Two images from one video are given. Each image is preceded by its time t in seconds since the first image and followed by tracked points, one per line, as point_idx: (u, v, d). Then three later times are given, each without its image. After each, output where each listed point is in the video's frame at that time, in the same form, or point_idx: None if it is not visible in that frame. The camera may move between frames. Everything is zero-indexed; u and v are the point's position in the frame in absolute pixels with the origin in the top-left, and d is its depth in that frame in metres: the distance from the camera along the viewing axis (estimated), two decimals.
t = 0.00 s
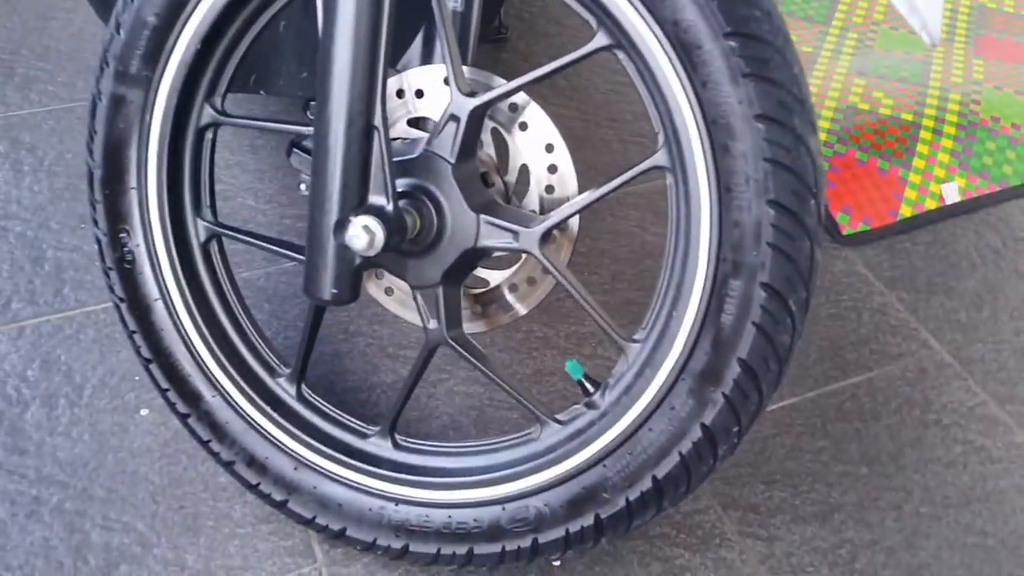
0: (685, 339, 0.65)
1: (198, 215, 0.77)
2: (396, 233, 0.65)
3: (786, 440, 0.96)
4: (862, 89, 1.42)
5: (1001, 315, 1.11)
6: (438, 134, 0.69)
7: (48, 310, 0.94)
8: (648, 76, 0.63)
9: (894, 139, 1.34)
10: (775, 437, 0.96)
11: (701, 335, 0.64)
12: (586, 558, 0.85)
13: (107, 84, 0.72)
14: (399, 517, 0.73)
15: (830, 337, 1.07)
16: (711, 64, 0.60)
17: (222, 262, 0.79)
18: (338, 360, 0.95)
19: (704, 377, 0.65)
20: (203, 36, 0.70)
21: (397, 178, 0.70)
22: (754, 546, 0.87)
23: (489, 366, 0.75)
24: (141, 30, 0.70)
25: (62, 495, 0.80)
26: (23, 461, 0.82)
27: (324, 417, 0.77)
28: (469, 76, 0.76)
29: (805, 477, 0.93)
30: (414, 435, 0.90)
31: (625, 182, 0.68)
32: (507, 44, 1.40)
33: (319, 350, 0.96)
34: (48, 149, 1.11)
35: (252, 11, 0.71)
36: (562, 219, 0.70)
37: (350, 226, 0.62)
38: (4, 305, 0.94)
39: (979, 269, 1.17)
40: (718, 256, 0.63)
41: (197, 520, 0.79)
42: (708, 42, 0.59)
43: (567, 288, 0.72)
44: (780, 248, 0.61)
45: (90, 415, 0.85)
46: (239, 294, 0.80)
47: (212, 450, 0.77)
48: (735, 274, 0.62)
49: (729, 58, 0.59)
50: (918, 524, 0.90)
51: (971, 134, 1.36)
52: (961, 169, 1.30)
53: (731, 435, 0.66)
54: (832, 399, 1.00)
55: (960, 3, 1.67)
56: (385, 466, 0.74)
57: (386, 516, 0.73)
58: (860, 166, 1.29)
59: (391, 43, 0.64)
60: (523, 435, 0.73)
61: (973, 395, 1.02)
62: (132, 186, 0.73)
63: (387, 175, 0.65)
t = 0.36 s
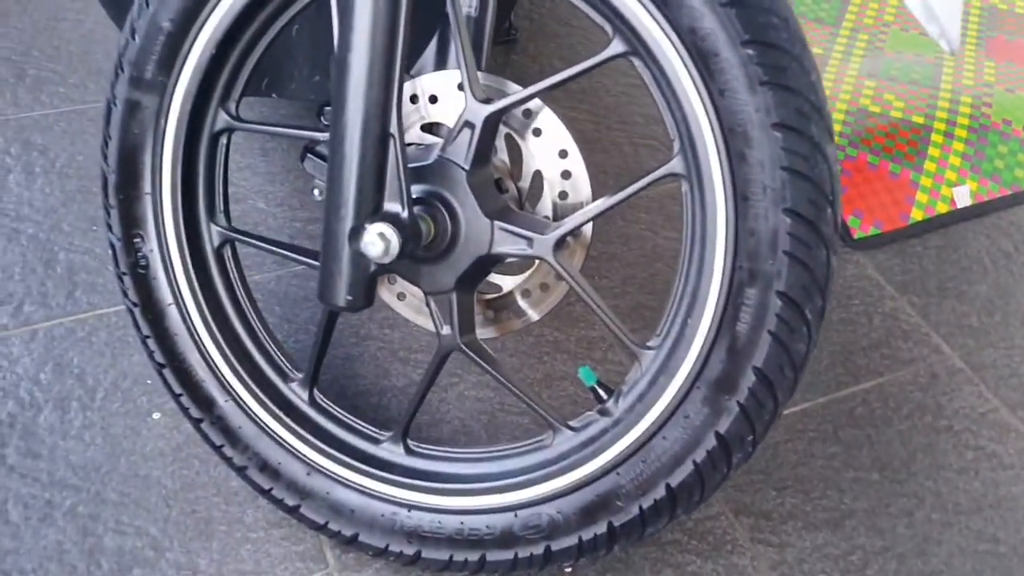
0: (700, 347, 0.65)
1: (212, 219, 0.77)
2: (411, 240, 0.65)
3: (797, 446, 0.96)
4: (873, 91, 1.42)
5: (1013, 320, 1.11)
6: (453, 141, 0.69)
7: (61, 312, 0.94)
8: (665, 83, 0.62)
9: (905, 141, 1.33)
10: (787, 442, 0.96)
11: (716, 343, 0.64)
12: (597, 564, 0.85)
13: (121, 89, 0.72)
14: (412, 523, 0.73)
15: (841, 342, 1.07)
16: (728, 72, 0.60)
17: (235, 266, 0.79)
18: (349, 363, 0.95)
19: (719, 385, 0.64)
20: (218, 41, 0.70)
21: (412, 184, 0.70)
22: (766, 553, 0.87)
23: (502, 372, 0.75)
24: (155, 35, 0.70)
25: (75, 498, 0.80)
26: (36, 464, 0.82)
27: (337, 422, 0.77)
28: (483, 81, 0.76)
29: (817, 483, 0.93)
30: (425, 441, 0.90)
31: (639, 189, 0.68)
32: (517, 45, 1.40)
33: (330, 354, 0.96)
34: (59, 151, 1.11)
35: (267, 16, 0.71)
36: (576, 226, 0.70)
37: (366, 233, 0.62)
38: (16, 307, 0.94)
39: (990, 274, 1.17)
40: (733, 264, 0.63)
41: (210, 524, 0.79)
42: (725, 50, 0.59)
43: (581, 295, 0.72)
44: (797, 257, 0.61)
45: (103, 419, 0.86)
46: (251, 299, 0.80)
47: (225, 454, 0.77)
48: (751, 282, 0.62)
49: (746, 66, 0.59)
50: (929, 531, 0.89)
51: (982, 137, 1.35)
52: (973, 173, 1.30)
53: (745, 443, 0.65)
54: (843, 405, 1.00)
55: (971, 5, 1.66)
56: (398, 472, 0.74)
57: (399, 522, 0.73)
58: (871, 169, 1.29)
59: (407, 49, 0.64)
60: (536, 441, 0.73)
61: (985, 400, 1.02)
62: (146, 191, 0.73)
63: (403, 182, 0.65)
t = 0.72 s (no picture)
0: (705, 370, 0.65)
1: (218, 237, 0.77)
2: (416, 262, 0.65)
3: (801, 462, 0.96)
4: (878, 102, 1.41)
5: (1018, 334, 1.11)
6: (458, 162, 0.69)
7: (68, 327, 0.94)
8: (670, 107, 0.63)
9: (910, 153, 1.33)
10: (791, 458, 0.96)
11: (720, 366, 0.64)
12: None
13: (128, 109, 0.72)
14: (416, 542, 0.73)
15: (846, 357, 1.07)
16: (733, 97, 0.60)
17: (241, 284, 0.79)
18: (354, 378, 0.95)
19: (723, 408, 0.64)
20: (225, 62, 0.70)
21: (416, 204, 0.70)
22: (769, 570, 0.87)
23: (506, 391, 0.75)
24: (163, 56, 0.70)
25: (81, 515, 0.80)
26: (43, 480, 0.82)
27: (341, 440, 0.77)
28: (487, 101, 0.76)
29: (821, 500, 0.93)
30: (430, 456, 0.91)
31: (644, 211, 0.68)
32: (523, 55, 1.40)
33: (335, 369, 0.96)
34: (66, 163, 1.11)
35: (273, 37, 0.71)
36: (581, 247, 0.70)
37: (371, 256, 0.63)
38: (23, 321, 0.95)
39: (995, 288, 1.17)
40: (738, 287, 0.63)
41: (215, 541, 0.79)
42: (730, 76, 0.59)
43: (585, 315, 0.72)
44: (802, 281, 0.61)
45: (109, 434, 0.86)
46: (257, 316, 0.80)
47: (230, 472, 0.77)
48: (756, 306, 0.62)
49: (751, 92, 0.59)
50: (934, 549, 0.89)
51: (987, 148, 1.35)
52: (978, 185, 1.29)
53: (750, 465, 0.66)
54: (848, 420, 1.00)
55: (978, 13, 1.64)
56: (402, 491, 0.75)
57: (403, 541, 0.73)
58: (876, 182, 1.28)
59: (413, 72, 0.64)
60: (540, 460, 0.74)
61: (990, 416, 1.01)
62: (153, 210, 0.74)
63: (408, 204, 0.65)
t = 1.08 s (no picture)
0: (707, 399, 0.64)
1: (220, 261, 0.77)
2: (418, 290, 0.65)
3: (804, 484, 0.96)
4: (882, 116, 1.41)
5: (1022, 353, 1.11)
6: (460, 188, 0.69)
7: (71, 346, 0.95)
8: (672, 137, 0.62)
9: (914, 169, 1.33)
10: (794, 480, 0.96)
11: (722, 395, 0.64)
12: None
13: (131, 134, 0.72)
14: (417, 568, 0.73)
15: (849, 376, 1.06)
16: (735, 129, 0.59)
17: (243, 307, 0.79)
18: (355, 397, 0.95)
19: (726, 438, 0.64)
20: (228, 88, 0.70)
21: (419, 231, 0.70)
22: None
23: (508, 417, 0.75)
24: (166, 82, 0.70)
25: (83, 538, 0.80)
26: (45, 502, 0.82)
27: (342, 465, 0.77)
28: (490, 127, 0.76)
29: (824, 522, 0.93)
30: (432, 478, 0.90)
31: (646, 238, 0.68)
32: (526, 69, 1.39)
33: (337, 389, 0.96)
34: (70, 180, 1.12)
35: (276, 63, 0.71)
36: (583, 274, 0.70)
37: (373, 284, 0.62)
38: (26, 341, 0.95)
39: (999, 306, 1.17)
40: (740, 317, 0.63)
41: (216, 565, 0.79)
42: (732, 107, 0.59)
43: (587, 342, 0.72)
44: (804, 312, 0.61)
45: (111, 456, 0.86)
46: (259, 339, 0.80)
47: (231, 496, 0.77)
48: (758, 336, 0.62)
49: (754, 123, 0.59)
50: (937, 572, 0.89)
51: (992, 164, 1.34)
52: (983, 201, 1.29)
53: (752, 495, 0.65)
54: (851, 441, 1.00)
55: (983, 26, 1.63)
56: (404, 516, 0.74)
57: (404, 567, 0.73)
58: (880, 198, 1.28)
59: (415, 101, 0.64)
60: (542, 486, 0.73)
61: (994, 436, 1.01)
62: (155, 235, 0.74)
63: (410, 232, 0.65)
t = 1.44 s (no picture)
0: (703, 433, 0.64)
1: (217, 290, 0.77)
2: (413, 322, 0.65)
3: (804, 508, 0.95)
4: (882, 134, 1.41)
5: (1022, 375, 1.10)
6: (456, 220, 0.69)
7: (69, 371, 0.95)
8: (666, 170, 0.62)
9: (914, 188, 1.32)
10: (794, 505, 0.95)
11: (719, 429, 0.64)
12: None
13: (129, 165, 0.72)
14: None
15: (849, 399, 1.06)
16: (730, 164, 0.59)
17: (240, 336, 0.79)
18: (353, 422, 0.95)
19: (722, 472, 0.64)
20: (224, 119, 0.70)
21: (414, 261, 0.70)
22: None
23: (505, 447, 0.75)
24: (162, 114, 0.70)
25: (81, 565, 0.80)
26: (42, 529, 0.83)
27: (339, 494, 0.77)
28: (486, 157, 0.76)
29: (823, 548, 0.92)
30: (430, 504, 0.90)
31: (641, 271, 0.68)
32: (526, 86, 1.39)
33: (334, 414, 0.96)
34: (69, 203, 1.12)
35: (272, 95, 0.71)
36: (580, 305, 0.70)
37: (368, 318, 0.62)
38: (25, 366, 0.95)
39: (1000, 326, 1.16)
40: (736, 351, 0.62)
41: None
42: (726, 143, 0.59)
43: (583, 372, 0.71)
44: (800, 347, 0.61)
45: (109, 482, 0.86)
46: (256, 368, 0.80)
47: (228, 525, 0.77)
48: (754, 371, 0.62)
49: (748, 160, 0.59)
50: None
51: (993, 182, 1.34)
52: (983, 219, 1.29)
53: (749, 529, 0.65)
54: (851, 464, 0.99)
55: (983, 41, 1.62)
56: (400, 547, 0.74)
57: None
58: (880, 217, 1.28)
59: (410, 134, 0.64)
60: (539, 517, 0.73)
61: (995, 460, 1.01)
62: (152, 265, 0.74)
63: (405, 266, 0.64)
